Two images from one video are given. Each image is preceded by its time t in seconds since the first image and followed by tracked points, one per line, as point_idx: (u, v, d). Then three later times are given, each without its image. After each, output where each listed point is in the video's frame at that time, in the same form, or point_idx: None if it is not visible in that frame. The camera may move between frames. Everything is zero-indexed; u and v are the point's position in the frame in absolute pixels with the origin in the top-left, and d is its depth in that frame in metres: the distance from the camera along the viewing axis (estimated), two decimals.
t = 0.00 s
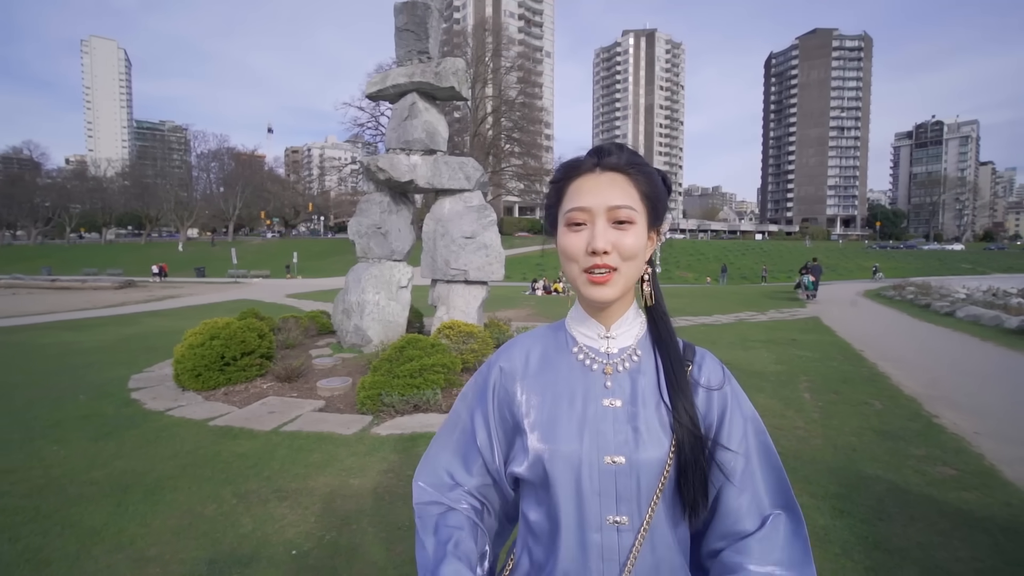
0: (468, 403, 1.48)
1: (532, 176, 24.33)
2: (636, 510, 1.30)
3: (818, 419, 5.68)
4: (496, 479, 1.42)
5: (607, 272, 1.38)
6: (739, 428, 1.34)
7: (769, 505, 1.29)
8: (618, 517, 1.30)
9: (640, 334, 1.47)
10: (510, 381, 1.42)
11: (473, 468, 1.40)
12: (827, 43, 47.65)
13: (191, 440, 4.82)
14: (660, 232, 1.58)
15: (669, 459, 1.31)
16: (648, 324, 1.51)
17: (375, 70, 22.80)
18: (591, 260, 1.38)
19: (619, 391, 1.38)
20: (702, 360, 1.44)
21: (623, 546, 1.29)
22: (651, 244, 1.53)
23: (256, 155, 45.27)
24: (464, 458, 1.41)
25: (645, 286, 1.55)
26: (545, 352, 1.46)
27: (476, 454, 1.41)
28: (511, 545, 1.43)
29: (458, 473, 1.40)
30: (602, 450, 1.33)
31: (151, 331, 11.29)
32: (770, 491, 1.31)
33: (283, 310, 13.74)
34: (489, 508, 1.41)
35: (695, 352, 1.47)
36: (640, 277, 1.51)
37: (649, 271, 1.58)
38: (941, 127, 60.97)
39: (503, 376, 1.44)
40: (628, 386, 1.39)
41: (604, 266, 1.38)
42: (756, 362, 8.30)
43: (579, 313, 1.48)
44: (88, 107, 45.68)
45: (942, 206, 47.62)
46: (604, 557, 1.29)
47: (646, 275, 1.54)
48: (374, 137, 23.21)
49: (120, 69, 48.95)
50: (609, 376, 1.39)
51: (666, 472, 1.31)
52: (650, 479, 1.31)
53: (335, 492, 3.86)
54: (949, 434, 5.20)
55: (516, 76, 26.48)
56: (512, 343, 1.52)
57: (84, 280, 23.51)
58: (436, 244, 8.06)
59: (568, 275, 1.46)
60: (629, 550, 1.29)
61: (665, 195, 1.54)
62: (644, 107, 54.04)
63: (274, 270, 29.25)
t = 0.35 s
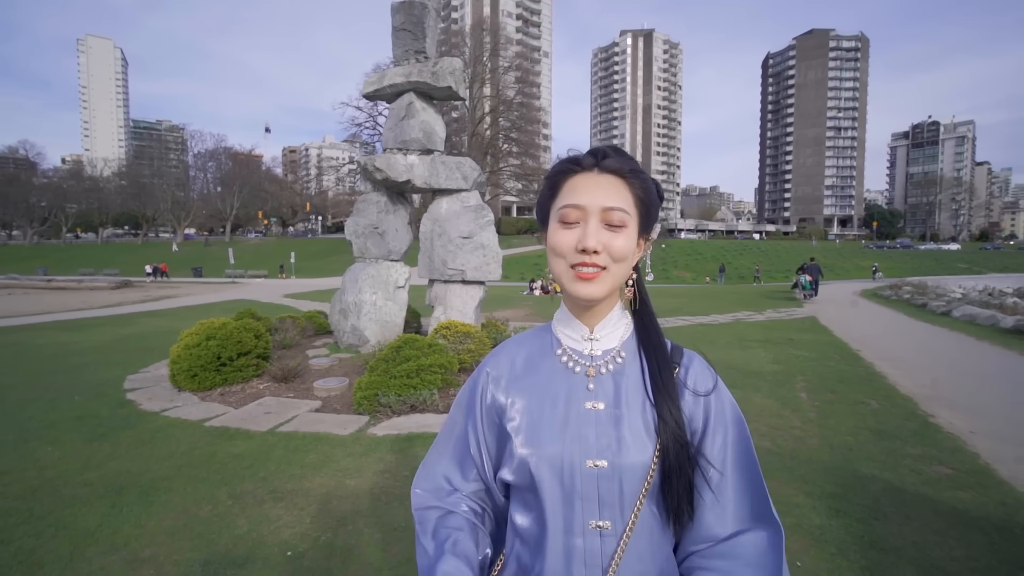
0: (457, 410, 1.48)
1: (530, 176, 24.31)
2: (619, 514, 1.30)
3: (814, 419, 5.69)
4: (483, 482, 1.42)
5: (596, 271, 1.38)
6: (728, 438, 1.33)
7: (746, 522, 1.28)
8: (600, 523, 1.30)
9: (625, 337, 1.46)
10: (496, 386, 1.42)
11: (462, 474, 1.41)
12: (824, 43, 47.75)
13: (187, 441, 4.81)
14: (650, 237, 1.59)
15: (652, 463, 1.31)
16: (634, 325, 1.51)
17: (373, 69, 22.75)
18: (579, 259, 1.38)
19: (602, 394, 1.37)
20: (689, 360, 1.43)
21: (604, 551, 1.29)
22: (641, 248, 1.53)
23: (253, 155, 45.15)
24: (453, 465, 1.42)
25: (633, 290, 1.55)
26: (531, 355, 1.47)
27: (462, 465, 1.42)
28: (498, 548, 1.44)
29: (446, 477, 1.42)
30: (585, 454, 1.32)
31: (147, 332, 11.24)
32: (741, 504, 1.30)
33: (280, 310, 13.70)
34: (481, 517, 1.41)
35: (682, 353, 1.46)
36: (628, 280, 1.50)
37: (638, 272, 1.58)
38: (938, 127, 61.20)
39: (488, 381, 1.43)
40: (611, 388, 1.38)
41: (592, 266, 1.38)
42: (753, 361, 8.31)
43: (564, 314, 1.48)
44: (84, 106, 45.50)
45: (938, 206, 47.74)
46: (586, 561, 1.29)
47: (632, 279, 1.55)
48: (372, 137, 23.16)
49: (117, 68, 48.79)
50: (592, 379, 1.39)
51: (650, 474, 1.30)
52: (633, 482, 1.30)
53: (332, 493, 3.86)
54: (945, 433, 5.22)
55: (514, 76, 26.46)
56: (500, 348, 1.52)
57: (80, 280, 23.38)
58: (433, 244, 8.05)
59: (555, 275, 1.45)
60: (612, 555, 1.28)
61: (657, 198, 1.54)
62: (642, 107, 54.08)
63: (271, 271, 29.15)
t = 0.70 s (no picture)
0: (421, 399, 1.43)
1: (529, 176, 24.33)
2: (610, 517, 1.30)
3: (813, 419, 5.70)
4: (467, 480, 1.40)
5: (588, 271, 1.37)
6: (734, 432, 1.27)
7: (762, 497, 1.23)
8: (591, 526, 1.29)
9: (611, 334, 1.46)
10: (477, 384, 1.38)
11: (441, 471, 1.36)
12: (822, 43, 47.80)
13: (184, 441, 4.79)
14: (632, 231, 1.60)
15: (644, 461, 1.31)
16: (619, 319, 1.51)
17: (372, 69, 22.76)
18: (573, 258, 1.36)
19: (590, 396, 1.36)
20: (675, 353, 1.43)
21: (596, 554, 1.28)
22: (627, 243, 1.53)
23: (252, 155, 45.13)
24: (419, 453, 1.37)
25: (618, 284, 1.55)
26: (514, 355, 1.44)
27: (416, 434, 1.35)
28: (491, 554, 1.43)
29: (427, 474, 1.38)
30: (574, 458, 1.31)
31: (146, 332, 11.24)
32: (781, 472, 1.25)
33: (279, 309, 13.70)
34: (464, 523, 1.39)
35: (668, 345, 1.46)
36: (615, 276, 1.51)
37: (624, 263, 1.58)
38: (936, 127, 61.30)
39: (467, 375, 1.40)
40: (599, 388, 1.37)
41: (585, 266, 1.37)
42: (752, 361, 8.33)
43: (550, 313, 1.47)
44: (83, 106, 45.50)
45: (937, 206, 47.82)
46: (577, 563, 1.28)
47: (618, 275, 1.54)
48: (371, 136, 23.17)
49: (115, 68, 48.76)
50: (579, 380, 1.38)
51: (640, 473, 1.30)
52: (624, 484, 1.30)
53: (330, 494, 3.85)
54: (943, 433, 5.23)
55: (513, 76, 26.49)
56: (481, 343, 1.49)
57: (78, 280, 23.43)
58: (432, 243, 8.05)
59: (542, 274, 1.44)
60: (604, 558, 1.28)
61: (639, 189, 1.55)
62: (641, 107, 54.22)
63: (270, 271, 29.13)
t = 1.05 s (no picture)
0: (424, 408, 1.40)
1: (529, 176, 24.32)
2: (631, 522, 1.30)
3: (813, 419, 5.70)
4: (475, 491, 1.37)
5: (597, 274, 1.37)
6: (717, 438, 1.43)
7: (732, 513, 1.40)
8: (612, 535, 1.28)
9: (617, 336, 1.48)
10: (484, 393, 1.34)
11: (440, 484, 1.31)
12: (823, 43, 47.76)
13: (184, 441, 4.79)
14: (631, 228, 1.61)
15: (660, 463, 1.33)
16: (622, 323, 1.53)
17: (372, 69, 22.74)
18: (580, 263, 1.35)
19: (604, 400, 1.36)
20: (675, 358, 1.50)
21: (618, 564, 1.28)
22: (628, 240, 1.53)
23: (252, 155, 45.11)
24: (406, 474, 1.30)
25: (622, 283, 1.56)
26: (522, 360, 1.41)
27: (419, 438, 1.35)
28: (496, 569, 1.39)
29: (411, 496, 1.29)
30: (594, 466, 1.29)
31: (146, 332, 11.23)
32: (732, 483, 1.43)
33: (279, 310, 13.70)
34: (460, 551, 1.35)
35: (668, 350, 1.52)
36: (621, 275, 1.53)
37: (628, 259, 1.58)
38: (937, 127, 61.26)
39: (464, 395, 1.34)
40: (612, 393, 1.37)
41: (593, 269, 1.36)
42: (752, 361, 8.32)
43: (554, 316, 1.46)
44: (83, 105, 45.49)
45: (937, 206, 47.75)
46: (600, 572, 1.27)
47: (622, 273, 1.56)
48: (371, 136, 23.14)
49: (115, 67, 48.74)
50: (592, 384, 1.37)
51: (657, 475, 1.33)
52: (642, 489, 1.32)
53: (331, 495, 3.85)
54: (944, 434, 5.22)
55: (513, 76, 26.48)
56: (482, 351, 1.45)
57: (78, 280, 23.40)
58: (432, 243, 8.04)
59: (549, 278, 1.42)
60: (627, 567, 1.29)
61: (637, 184, 1.56)
62: (641, 107, 54.19)
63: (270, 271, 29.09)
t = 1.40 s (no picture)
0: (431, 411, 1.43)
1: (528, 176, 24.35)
2: (613, 527, 1.28)
3: (813, 419, 5.69)
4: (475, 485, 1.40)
5: (576, 276, 1.37)
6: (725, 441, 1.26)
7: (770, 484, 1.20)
8: (590, 538, 1.28)
9: (614, 337, 1.45)
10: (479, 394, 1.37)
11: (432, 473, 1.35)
12: (822, 43, 47.82)
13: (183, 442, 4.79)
14: (630, 225, 1.58)
15: (647, 469, 1.29)
16: (622, 322, 1.51)
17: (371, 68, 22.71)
18: (557, 264, 1.36)
19: (591, 403, 1.35)
20: (681, 362, 1.40)
21: (596, 565, 1.28)
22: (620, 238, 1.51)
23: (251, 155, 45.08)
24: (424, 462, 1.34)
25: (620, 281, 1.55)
26: (512, 361, 1.43)
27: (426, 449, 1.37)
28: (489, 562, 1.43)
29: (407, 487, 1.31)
30: (575, 469, 1.30)
31: (145, 332, 11.21)
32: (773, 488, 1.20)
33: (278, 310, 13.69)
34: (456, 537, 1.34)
35: (674, 352, 1.44)
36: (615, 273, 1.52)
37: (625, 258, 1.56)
38: (935, 127, 61.42)
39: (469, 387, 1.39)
40: (602, 396, 1.35)
41: (573, 269, 1.37)
42: (752, 361, 8.33)
43: (549, 318, 1.46)
44: (81, 105, 45.42)
45: (936, 206, 47.81)
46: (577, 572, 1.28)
47: (619, 271, 1.53)
48: (370, 136, 23.13)
49: (114, 67, 48.67)
50: (581, 388, 1.36)
51: (645, 480, 1.29)
52: (625, 495, 1.28)
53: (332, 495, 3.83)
54: (944, 433, 5.23)
55: (512, 76, 26.49)
56: (480, 349, 1.48)
57: (77, 280, 23.37)
58: (432, 243, 8.03)
59: (535, 278, 1.44)
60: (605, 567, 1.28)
61: (632, 179, 1.52)
62: (640, 107, 54.21)
63: (269, 271, 29.08)
